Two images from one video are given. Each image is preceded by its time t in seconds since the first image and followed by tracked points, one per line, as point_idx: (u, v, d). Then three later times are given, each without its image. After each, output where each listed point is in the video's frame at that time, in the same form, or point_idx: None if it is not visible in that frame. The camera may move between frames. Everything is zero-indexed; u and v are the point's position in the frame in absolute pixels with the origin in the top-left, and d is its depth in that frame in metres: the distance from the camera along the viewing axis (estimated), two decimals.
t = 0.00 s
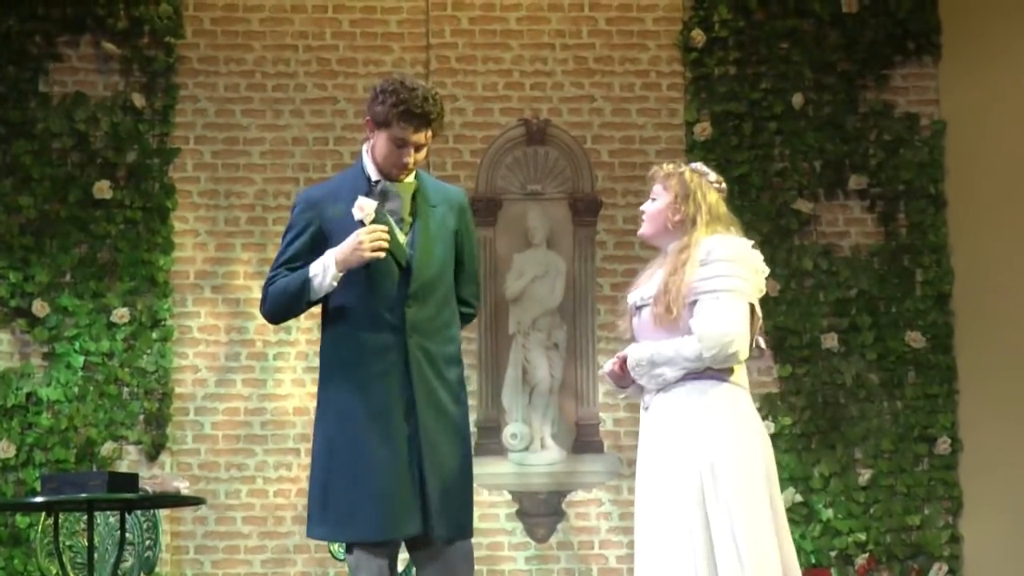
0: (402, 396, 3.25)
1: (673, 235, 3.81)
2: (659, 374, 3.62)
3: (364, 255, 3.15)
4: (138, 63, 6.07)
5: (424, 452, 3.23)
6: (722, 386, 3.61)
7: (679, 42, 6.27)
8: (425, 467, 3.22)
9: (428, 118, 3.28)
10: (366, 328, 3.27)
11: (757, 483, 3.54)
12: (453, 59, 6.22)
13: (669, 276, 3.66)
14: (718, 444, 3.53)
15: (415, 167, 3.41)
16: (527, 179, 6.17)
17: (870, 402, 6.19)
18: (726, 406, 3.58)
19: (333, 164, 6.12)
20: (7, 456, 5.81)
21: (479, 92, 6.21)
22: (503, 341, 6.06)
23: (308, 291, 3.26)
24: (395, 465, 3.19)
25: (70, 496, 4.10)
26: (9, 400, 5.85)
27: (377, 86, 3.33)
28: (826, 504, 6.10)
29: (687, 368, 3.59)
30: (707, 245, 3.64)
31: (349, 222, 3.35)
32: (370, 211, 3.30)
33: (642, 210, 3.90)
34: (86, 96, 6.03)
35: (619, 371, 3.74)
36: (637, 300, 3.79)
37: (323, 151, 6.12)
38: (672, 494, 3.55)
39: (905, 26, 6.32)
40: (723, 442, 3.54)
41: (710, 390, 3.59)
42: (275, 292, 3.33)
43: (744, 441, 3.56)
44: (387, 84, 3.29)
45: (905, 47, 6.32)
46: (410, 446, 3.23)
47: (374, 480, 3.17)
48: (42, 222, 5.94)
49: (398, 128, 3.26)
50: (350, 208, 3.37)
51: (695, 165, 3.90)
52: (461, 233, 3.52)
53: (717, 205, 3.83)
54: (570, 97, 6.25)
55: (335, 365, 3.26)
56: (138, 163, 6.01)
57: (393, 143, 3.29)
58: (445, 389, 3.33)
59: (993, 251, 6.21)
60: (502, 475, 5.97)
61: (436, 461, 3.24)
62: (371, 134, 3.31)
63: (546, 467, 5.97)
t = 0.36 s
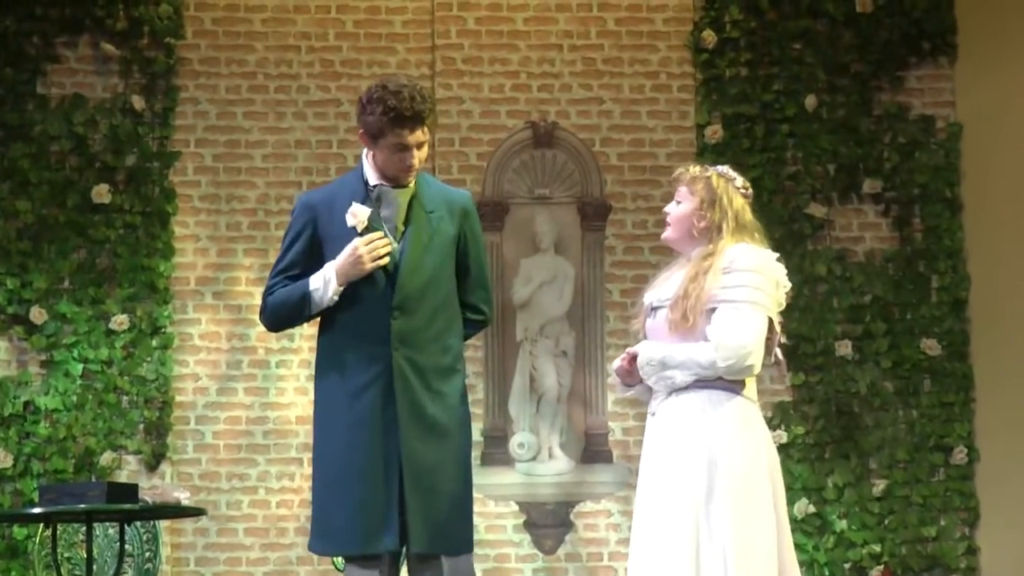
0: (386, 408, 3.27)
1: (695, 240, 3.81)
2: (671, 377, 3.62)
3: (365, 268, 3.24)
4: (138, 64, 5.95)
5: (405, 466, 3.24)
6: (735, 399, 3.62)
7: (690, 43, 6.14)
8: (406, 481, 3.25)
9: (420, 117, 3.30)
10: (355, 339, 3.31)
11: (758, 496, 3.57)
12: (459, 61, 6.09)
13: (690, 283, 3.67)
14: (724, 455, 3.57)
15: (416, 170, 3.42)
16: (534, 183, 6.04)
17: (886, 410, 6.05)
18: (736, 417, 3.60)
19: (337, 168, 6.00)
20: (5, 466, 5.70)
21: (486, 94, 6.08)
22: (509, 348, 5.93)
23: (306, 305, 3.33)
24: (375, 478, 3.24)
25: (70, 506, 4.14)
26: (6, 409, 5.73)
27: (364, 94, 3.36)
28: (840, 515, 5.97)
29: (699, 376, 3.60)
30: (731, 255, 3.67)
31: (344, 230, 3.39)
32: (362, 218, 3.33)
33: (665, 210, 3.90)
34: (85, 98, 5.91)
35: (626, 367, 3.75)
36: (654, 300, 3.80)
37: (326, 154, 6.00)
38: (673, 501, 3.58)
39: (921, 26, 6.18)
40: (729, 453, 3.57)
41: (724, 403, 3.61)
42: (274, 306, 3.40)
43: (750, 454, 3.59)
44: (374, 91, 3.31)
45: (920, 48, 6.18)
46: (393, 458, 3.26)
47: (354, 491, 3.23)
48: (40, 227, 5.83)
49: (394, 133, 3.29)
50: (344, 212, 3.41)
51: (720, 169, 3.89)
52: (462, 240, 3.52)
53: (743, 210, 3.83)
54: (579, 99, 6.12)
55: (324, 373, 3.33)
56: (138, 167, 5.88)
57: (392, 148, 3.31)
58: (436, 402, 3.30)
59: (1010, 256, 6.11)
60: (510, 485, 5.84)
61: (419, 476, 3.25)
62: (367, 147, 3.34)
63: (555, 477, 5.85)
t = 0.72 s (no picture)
0: (411, 421, 3.19)
1: (709, 250, 3.67)
2: (686, 389, 3.49)
3: (399, 271, 3.18)
4: (139, 73, 5.84)
5: (433, 478, 3.16)
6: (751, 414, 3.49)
7: (702, 50, 6.01)
8: (434, 494, 3.16)
9: (433, 119, 3.21)
10: (376, 350, 3.22)
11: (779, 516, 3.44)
12: (466, 69, 5.97)
13: (705, 295, 3.54)
14: (743, 474, 3.44)
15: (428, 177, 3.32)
16: (543, 194, 5.91)
17: (902, 425, 5.90)
18: (754, 434, 3.47)
19: (341, 178, 5.88)
20: (3, 483, 5.58)
21: (494, 103, 5.96)
22: (518, 363, 5.79)
23: (334, 317, 3.17)
24: (401, 492, 3.14)
25: (68, 524, 4.01)
26: (4, 424, 5.62)
27: (367, 104, 3.26)
28: (856, 534, 5.81)
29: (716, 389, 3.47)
30: (748, 265, 3.53)
31: (360, 239, 3.28)
32: (384, 224, 3.25)
33: (678, 220, 3.76)
34: (84, 107, 5.80)
35: (642, 379, 3.64)
36: (668, 314, 3.67)
37: (330, 164, 5.88)
38: (690, 522, 3.45)
39: (937, 33, 6.06)
40: (748, 473, 3.43)
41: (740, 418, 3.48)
42: (295, 322, 3.21)
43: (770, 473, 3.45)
44: (380, 98, 3.21)
45: (937, 55, 6.06)
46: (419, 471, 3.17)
47: (380, 507, 3.13)
48: (39, 238, 5.71)
49: (411, 137, 3.19)
50: (358, 221, 3.29)
51: (735, 177, 3.74)
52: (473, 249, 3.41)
53: (757, 220, 3.68)
54: (588, 108, 6.00)
55: (344, 387, 3.22)
56: (139, 177, 5.77)
57: (408, 154, 3.21)
58: (459, 412, 3.23)
59: None
60: (519, 503, 5.68)
61: (446, 489, 3.17)
62: (379, 156, 3.23)
63: (566, 495, 5.68)
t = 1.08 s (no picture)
0: (438, 437, 3.04)
1: (718, 262, 3.51)
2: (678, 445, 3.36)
3: (424, 284, 3.05)
4: (138, 84, 5.74)
5: (459, 498, 3.02)
6: (749, 428, 3.33)
7: (711, 61, 5.90)
8: (459, 514, 3.02)
9: (453, 128, 3.10)
10: (400, 364, 3.06)
11: (795, 538, 3.26)
12: (471, 80, 5.87)
13: (710, 306, 3.40)
14: (753, 496, 3.27)
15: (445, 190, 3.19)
16: (549, 208, 5.77)
17: (916, 443, 5.77)
18: (761, 452, 3.30)
19: (344, 191, 5.77)
20: None
21: (499, 115, 5.86)
22: (523, 378, 5.67)
23: (359, 330, 3.01)
24: (428, 512, 2.99)
25: (64, 544, 3.84)
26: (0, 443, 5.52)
27: (385, 112, 3.15)
28: (868, 553, 5.68)
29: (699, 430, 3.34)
30: (754, 277, 3.38)
31: (382, 252, 3.13)
32: (407, 237, 3.11)
33: (687, 232, 3.60)
34: (82, 120, 5.70)
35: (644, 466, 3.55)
36: (673, 330, 3.51)
37: (333, 177, 5.77)
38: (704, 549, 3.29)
39: (951, 44, 5.94)
40: (757, 494, 3.26)
41: (733, 437, 3.32)
42: (316, 335, 3.04)
43: (782, 492, 3.28)
44: (401, 105, 3.10)
45: (951, 66, 5.94)
46: (445, 491, 3.02)
47: (406, 529, 2.98)
48: (36, 253, 5.62)
49: (431, 145, 3.07)
50: (378, 233, 3.15)
51: (746, 189, 3.58)
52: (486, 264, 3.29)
53: (770, 234, 3.52)
54: (595, 120, 5.89)
55: (365, 402, 3.06)
56: (137, 191, 5.67)
57: (427, 163, 3.09)
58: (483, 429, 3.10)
59: None
60: (525, 521, 5.49)
61: (472, 509, 3.03)
62: (396, 165, 3.11)
63: (572, 513, 5.49)
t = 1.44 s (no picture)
0: (444, 437, 3.02)
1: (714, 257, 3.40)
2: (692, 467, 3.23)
3: (431, 279, 3.02)
4: (130, 78, 5.63)
5: (465, 499, 3.00)
6: (752, 431, 3.20)
7: (716, 55, 5.79)
8: (465, 515, 3.00)
9: (462, 120, 3.08)
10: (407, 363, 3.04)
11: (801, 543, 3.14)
12: (470, 74, 5.75)
13: (702, 306, 3.30)
14: (755, 500, 3.15)
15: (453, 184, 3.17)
16: (550, 204, 5.66)
17: (925, 445, 5.65)
18: (764, 455, 3.18)
19: (341, 187, 5.66)
20: None
21: (499, 109, 5.74)
22: (523, 378, 5.53)
23: (366, 326, 2.97)
24: (434, 513, 2.98)
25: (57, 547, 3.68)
26: None
27: (395, 105, 3.14)
28: (876, 557, 5.56)
29: (708, 445, 3.21)
30: (744, 274, 3.27)
31: (389, 248, 3.11)
32: (413, 232, 3.09)
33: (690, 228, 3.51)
34: (73, 114, 5.59)
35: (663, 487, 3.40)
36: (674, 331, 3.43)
37: (329, 173, 5.66)
38: (708, 556, 3.18)
39: (961, 37, 5.82)
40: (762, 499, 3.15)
41: (733, 440, 3.20)
42: (323, 333, 3.00)
43: (786, 496, 3.16)
44: (410, 97, 3.09)
45: (961, 60, 5.82)
46: (450, 492, 3.00)
47: (412, 529, 2.96)
48: (27, 250, 5.51)
49: (439, 136, 3.05)
50: (385, 229, 3.12)
51: (750, 183, 3.46)
52: (497, 262, 3.25)
53: (770, 227, 3.39)
54: (598, 115, 5.77)
55: (372, 402, 3.04)
56: (130, 187, 5.56)
57: (436, 155, 3.06)
58: (491, 429, 3.07)
59: None
60: (525, 524, 5.39)
61: (479, 510, 3.01)
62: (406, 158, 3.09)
63: (574, 515, 5.41)
